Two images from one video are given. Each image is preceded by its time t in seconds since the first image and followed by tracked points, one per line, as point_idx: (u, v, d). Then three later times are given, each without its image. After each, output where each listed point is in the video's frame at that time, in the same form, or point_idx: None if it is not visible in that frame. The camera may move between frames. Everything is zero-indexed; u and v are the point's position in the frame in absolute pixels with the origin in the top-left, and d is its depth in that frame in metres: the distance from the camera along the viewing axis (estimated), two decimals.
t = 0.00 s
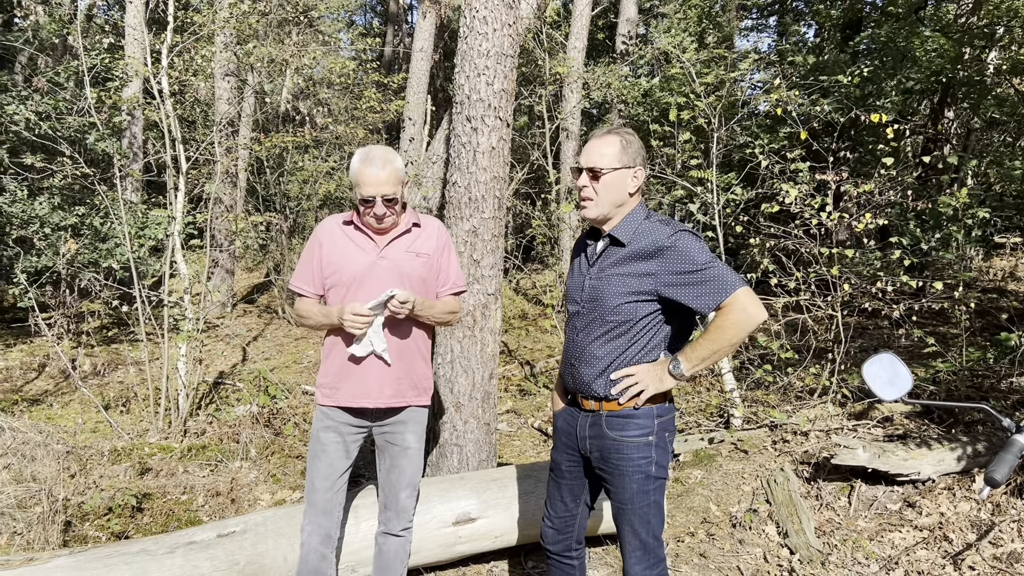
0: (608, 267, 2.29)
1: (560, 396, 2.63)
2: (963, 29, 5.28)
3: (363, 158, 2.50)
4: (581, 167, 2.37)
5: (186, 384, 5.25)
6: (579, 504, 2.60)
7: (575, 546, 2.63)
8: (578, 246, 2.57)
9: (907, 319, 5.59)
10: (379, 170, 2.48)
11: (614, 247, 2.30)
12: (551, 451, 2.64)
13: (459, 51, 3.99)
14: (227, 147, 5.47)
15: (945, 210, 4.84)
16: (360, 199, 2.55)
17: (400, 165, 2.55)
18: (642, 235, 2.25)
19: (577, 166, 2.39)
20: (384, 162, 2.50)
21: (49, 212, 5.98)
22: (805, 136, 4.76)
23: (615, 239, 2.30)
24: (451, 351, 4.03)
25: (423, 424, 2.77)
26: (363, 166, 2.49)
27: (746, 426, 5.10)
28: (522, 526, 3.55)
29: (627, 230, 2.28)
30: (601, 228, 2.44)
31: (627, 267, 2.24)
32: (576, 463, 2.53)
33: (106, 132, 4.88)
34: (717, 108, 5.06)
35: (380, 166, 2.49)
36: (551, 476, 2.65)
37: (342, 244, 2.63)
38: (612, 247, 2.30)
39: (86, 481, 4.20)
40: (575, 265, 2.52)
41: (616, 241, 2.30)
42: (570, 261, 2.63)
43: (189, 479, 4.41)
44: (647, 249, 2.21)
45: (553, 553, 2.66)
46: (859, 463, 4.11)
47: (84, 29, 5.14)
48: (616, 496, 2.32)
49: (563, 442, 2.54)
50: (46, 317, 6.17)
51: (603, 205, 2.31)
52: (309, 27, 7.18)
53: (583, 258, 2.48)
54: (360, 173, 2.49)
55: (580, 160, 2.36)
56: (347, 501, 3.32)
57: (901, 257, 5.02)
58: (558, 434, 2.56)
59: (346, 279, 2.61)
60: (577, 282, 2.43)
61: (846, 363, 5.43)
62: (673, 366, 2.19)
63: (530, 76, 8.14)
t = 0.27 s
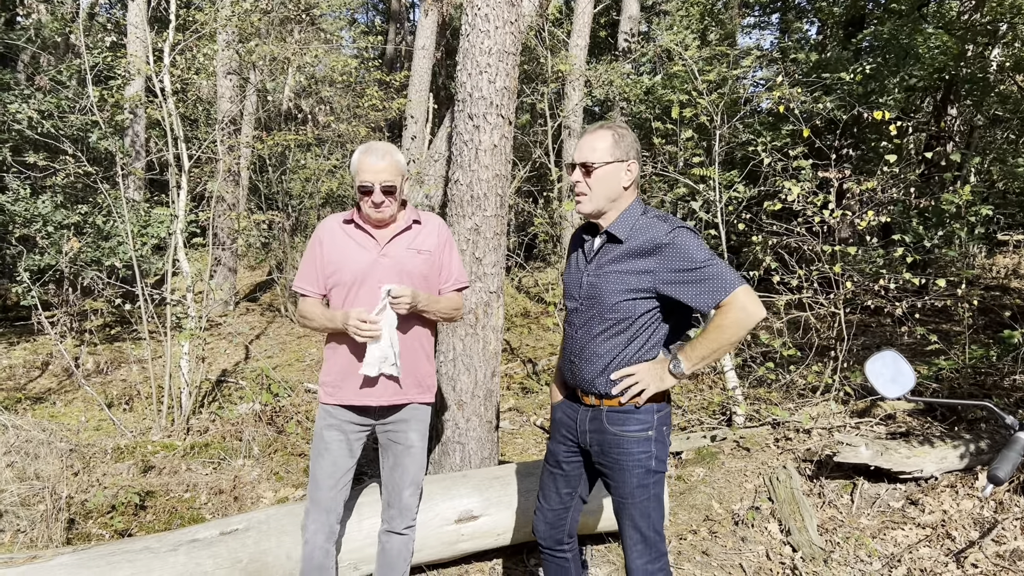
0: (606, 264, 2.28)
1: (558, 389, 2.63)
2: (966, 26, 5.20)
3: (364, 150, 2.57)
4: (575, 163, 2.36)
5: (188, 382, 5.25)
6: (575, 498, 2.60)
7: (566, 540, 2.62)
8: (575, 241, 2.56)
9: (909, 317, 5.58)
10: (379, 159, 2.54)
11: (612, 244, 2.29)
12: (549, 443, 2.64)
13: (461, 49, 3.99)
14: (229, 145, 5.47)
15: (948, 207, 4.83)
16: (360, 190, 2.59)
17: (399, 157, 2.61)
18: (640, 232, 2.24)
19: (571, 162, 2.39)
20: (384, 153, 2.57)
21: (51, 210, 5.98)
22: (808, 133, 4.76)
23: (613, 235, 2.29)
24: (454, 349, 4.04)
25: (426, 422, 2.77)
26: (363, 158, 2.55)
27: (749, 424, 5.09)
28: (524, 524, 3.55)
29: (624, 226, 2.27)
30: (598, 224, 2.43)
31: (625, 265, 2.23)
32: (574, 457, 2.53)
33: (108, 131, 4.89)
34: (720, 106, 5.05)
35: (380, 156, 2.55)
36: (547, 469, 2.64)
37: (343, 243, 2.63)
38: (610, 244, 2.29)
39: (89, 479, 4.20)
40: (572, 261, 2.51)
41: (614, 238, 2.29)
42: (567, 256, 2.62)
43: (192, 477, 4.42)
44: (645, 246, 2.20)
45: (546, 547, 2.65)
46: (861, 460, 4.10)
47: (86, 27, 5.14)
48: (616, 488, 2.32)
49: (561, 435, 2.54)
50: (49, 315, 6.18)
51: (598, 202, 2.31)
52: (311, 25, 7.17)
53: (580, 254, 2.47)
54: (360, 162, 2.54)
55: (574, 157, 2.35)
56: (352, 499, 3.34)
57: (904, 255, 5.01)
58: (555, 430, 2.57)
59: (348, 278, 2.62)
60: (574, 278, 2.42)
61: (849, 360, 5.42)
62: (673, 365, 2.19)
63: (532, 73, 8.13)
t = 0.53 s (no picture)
0: (590, 263, 2.28)
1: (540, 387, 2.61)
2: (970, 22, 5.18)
3: (353, 144, 2.59)
4: (554, 163, 2.36)
5: (191, 379, 5.26)
6: (567, 495, 2.59)
7: (563, 539, 2.60)
8: (551, 241, 2.56)
9: (912, 314, 5.57)
10: (369, 149, 2.56)
11: (595, 243, 2.30)
12: (535, 442, 2.61)
13: (463, 47, 3.99)
14: (231, 143, 5.48)
15: (950, 204, 4.83)
16: (353, 186, 2.61)
17: (388, 151, 2.64)
18: (623, 230, 2.26)
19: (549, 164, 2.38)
20: (373, 147, 2.59)
21: (54, 208, 5.99)
22: (810, 130, 4.75)
23: (596, 234, 2.30)
24: (456, 346, 4.04)
25: (426, 421, 2.76)
26: (352, 153, 2.57)
27: (751, 421, 5.09)
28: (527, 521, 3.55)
29: (607, 226, 2.29)
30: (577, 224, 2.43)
31: (610, 263, 2.25)
32: (563, 453, 2.52)
33: (110, 128, 4.89)
34: (722, 103, 5.05)
35: (369, 147, 2.57)
36: (536, 468, 2.62)
37: (338, 242, 2.63)
38: (593, 243, 2.30)
39: (92, 477, 4.22)
40: (551, 262, 2.50)
41: (596, 237, 2.30)
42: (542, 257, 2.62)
43: (194, 475, 4.43)
44: (629, 245, 2.23)
45: (542, 549, 2.61)
46: (864, 458, 4.10)
47: (88, 25, 5.15)
48: (609, 483, 2.31)
49: (549, 432, 2.52)
50: (52, 313, 6.20)
51: (579, 203, 2.31)
52: (312, 22, 7.17)
53: (560, 254, 2.46)
54: (350, 157, 2.56)
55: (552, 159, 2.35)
56: (356, 496, 3.34)
57: (907, 252, 5.00)
58: (542, 427, 2.55)
59: (345, 276, 2.61)
60: (556, 279, 2.41)
61: (851, 358, 5.42)
62: (661, 359, 2.20)
63: (534, 71, 8.12)
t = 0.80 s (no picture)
0: (569, 255, 2.41)
1: (517, 383, 2.66)
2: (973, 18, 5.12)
3: (347, 141, 2.62)
4: (523, 163, 2.44)
5: (193, 377, 5.27)
6: (555, 485, 2.69)
7: (556, 529, 2.71)
8: (513, 238, 2.63)
9: (914, 311, 5.56)
10: (362, 145, 2.58)
11: (569, 236, 2.43)
12: (518, 437, 2.66)
13: (464, 44, 3.99)
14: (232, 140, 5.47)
15: (953, 202, 4.82)
16: (348, 181, 2.61)
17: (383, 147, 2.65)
18: (596, 222, 2.43)
19: (517, 165, 2.44)
20: (367, 142, 2.60)
21: (56, 205, 5.99)
22: (813, 127, 4.74)
23: (570, 228, 2.43)
24: (457, 344, 4.04)
25: (422, 419, 2.76)
26: (346, 149, 2.58)
27: (752, 419, 5.08)
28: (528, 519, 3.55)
29: (579, 219, 2.44)
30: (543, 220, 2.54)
31: (589, 254, 2.40)
32: (548, 445, 2.61)
33: (112, 126, 4.89)
34: (724, 100, 5.04)
35: (363, 142, 2.59)
36: (520, 462, 2.68)
37: (332, 240, 2.63)
38: (568, 237, 2.43)
39: (94, 474, 4.22)
40: (518, 258, 2.57)
41: (570, 231, 2.44)
42: (500, 253, 2.68)
43: (196, 472, 4.43)
44: (605, 235, 2.40)
45: (535, 540, 2.71)
46: (865, 455, 4.12)
47: (89, 22, 5.15)
48: (598, 466, 2.44)
49: (532, 426, 2.59)
50: (54, 310, 6.21)
51: (555, 199, 2.41)
52: (313, 20, 7.16)
53: (528, 250, 2.54)
54: (344, 153, 2.57)
55: (523, 160, 2.42)
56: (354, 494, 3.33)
57: (909, 250, 5.00)
58: (523, 422, 2.62)
59: (339, 273, 2.61)
60: (532, 274, 2.48)
61: (853, 355, 5.41)
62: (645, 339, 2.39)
63: (535, 68, 8.11)
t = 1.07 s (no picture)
0: (567, 244, 2.52)
1: (508, 379, 2.65)
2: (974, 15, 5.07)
3: (347, 136, 2.60)
4: (530, 160, 2.46)
5: (193, 374, 5.27)
6: (554, 475, 2.73)
7: (557, 517, 2.73)
8: (498, 230, 2.66)
9: (915, 309, 5.56)
10: (363, 141, 2.57)
11: (563, 226, 2.54)
12: (513, 431, 2.70)
13: (464, 41, 3.98)
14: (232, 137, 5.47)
15: (954, 199, 4.81)
16: (348, 176, 2.59)
17: (381, 144, 2.63)
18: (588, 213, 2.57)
19: (521, 164, 2.47)
20: (367, 138, 2.60)
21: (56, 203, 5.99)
22: (814, 125, 4.73)
23: (566, 217, 2.55)
24: (458, 341, 4.04)
25: (418, 416, 2.75)
26: (346, 145, 2.56)
27: (752, 416, 5.07)
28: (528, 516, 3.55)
29: (572, 208, 2.57)
30: (534, 212, 2.61)
31: (585, 239, 2.53)
32: (546, 435, 2.65)
33: (112, 123, 4.89)
34: (725, 98, 5.04)
35: (363, 139, 2.58)
36: (518, 456, 2.69)
37: (329, 236, 2.63)
38: (563, 225, 2.54)
39: (94, 471, 4.23)
40: (508, 249, 2.61)
41: (565, 220, 2.56)
42: (482, 246, 2.69)
43: (196, 469, 4.44)
44: (598, 221, 2.55)
45: (537, 530, 2.72)
46: (867, 453, 4.12)
47: (89, 19, 5.14)
48: (600, 445, 2.51)
49: (530, 418, 2.61)
50: (55, 308, 6.21)
51: (559, 192, 2.51)
52: (314, 17, 7.15)
53: (519, 241, 2.59)
54: (344, 148, 2.55)
55: (529, 158, 2.46)
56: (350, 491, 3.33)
57: (909, 248, 4.99)
58: (520, 415, 2.64)
59: (334, 269, 2.60)
60: (528, 265, 2.54)
61: (854, 353, 5.41)
62: (640, 320, 2.56)
63: (536, 66, 8.09)
